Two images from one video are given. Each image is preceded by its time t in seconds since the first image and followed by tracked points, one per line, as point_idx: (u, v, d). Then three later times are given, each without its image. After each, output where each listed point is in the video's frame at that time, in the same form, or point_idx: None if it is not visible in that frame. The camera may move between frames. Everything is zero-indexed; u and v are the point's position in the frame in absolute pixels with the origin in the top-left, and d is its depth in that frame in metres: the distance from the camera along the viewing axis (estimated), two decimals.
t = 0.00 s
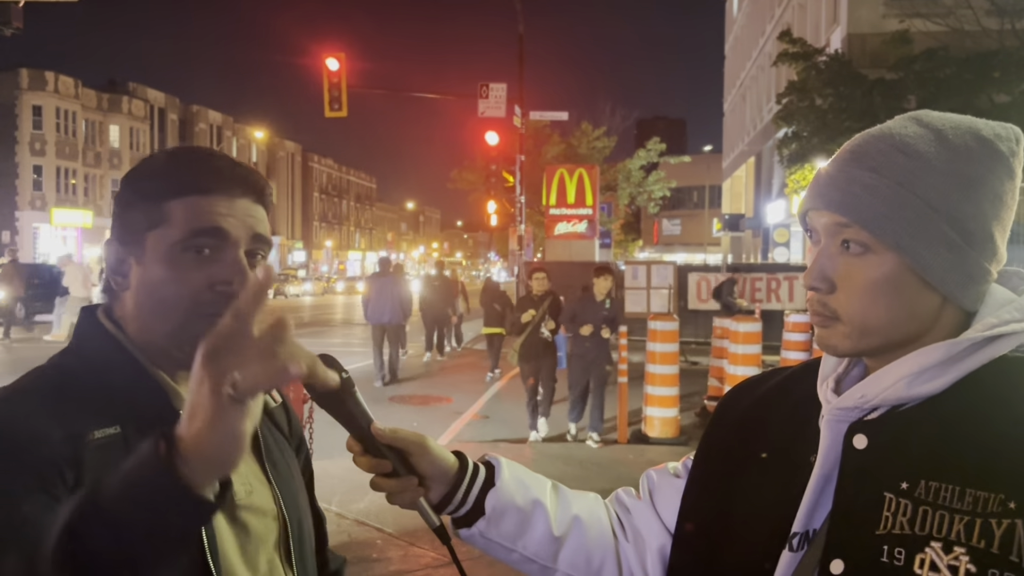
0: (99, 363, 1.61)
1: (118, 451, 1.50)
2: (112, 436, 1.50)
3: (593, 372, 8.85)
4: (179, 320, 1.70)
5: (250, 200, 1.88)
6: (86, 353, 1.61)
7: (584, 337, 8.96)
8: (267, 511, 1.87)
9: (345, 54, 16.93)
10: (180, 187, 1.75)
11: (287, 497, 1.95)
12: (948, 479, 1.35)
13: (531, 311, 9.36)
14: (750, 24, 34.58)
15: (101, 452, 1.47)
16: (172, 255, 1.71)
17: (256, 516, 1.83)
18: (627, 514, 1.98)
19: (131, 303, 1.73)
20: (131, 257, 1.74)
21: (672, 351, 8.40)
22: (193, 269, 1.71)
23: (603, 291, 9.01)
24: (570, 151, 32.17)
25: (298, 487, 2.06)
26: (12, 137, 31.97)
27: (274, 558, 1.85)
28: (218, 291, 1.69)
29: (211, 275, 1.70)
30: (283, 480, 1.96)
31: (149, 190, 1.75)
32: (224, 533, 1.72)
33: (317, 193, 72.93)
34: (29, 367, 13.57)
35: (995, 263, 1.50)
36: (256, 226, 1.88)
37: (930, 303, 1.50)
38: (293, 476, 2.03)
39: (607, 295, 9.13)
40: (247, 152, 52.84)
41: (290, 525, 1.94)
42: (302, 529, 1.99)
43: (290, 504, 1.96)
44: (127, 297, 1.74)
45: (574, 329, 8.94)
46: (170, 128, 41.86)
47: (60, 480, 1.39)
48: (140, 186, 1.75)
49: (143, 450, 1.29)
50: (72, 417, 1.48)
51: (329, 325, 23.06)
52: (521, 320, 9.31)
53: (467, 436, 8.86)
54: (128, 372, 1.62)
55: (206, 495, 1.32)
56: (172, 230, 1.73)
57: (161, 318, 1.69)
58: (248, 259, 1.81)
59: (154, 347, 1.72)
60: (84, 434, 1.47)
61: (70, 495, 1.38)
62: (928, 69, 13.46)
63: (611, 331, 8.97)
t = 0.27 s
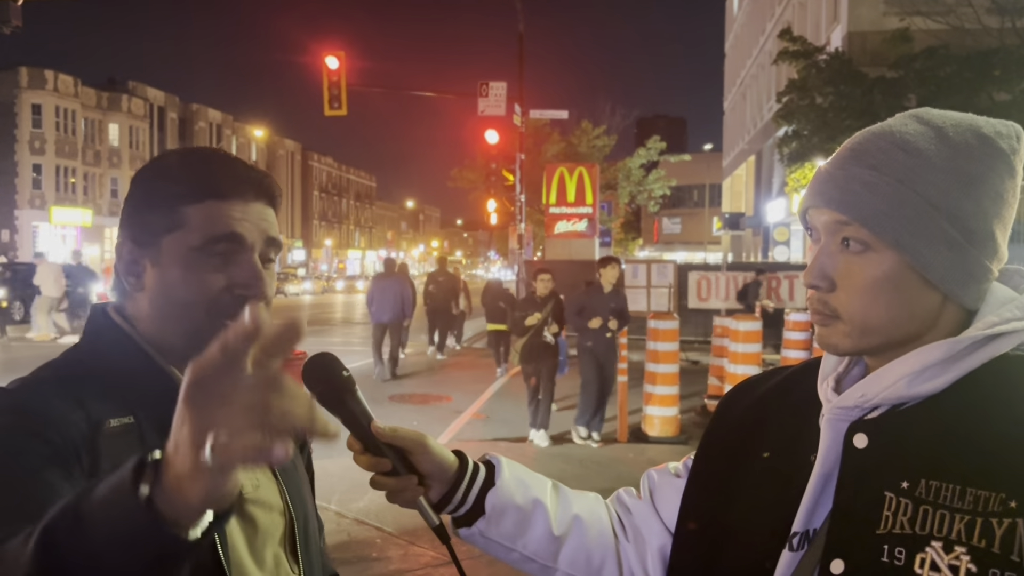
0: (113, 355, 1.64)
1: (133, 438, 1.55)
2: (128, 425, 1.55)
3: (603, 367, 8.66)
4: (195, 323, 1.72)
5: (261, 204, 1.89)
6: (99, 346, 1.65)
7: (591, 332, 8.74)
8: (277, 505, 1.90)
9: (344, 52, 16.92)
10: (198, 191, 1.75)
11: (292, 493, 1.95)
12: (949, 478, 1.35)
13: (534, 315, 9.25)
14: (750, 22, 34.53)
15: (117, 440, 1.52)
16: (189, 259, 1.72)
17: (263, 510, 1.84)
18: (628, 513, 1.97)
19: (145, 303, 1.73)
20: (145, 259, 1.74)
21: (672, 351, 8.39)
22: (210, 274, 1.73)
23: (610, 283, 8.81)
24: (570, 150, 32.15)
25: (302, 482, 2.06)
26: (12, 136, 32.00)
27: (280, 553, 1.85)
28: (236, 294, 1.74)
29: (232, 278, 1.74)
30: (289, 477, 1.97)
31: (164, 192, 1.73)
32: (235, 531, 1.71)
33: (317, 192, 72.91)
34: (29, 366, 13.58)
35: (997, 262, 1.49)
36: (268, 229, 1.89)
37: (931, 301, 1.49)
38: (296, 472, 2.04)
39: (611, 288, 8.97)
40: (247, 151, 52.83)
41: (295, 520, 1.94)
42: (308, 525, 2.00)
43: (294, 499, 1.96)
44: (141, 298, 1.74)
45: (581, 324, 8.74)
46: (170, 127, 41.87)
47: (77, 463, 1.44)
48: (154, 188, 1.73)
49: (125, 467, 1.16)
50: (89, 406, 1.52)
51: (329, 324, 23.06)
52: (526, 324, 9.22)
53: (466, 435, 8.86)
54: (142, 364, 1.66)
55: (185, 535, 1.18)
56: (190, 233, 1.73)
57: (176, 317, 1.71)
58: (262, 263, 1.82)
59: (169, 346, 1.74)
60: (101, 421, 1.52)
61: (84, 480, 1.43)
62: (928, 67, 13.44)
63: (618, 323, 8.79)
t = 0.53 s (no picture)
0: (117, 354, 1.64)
1: (134, 434, 1.55)
2: (128, 423, 1.55)
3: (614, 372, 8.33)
4: (195, 319, 1.72)
5: (258, 198, 1.87)
6: (102, 343, 1.65)
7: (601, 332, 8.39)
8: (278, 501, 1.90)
9: (344, 51, 16.91)
10: (194, 186, 1.74)
11: (294, 489, 1.96)
12: (950, 476, 1.35)
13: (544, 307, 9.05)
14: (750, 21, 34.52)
15: (120, 437, 1.52)
16: (187, 256, 1.72)
17: (264, 506, 1.84)
18: (630, 512, 1.98)
19: (145, 301, 1.73)
20: (143, 256, 1.74)
21: (672, 350, 8.38)
22: (209, 270, 1.73)
23: (617, 283, 8.58)
24: (570, 149, 32.15)
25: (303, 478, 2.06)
26: (12, 134, 32.01)
27: (281, 549, 1.85)
28: (237, 288, 1.73)
29: (232, 273, 1.74)
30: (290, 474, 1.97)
31: (162, 189, 1.73)
32: (238, 529, 1.72)
33: (317, 190, 72.89)
34: (29, 364, 13.59)
35: (997, 258, 1.49)
36: (266, 223, 1.87)
37: (930, 298, 1.49)
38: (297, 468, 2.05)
39: (621, 287, 8.67)
40: (247, 150, 52.84)
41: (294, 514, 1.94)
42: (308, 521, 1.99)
43: (295, 495, 1.96)
44: (140, 295, 1.75)
45: (592, 328, 8.39)
46: (170, 125, 41.86)
47: (79, 460, 1.43)
48: (151, 186, 1.73)
49: (131, 475, 1.15)
50: (89, 403, 1.52)
51: (329, 323, 23.06)
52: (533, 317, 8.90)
53: (466, 433, 8.87)
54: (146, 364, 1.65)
55: (188, 540, 1.15)
56: (187, 229, 1.73)
57: (178, 314, 1.71)
58: (259, 257, 1.81)
59: (169, 343, 1.74)
60: (102, 419, 1.51)
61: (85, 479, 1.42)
62: (929, 66, 13.43)
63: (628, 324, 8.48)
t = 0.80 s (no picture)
0: (109, 357, 1.61)
1: (126, 438, 1.54)
2: (118, 425, 1.54)
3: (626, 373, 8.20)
4: (182, 313, 1.73)
5: (245, 189, 1.87)
6: (95, 345, 1.62)
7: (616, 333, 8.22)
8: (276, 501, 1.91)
9: (344, 50, 16.92)
10: (175, 180, 1.74)
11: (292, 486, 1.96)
12: (948, 475, 1.35)
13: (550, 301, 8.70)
14: (750, 20, 34.53)
15: (110, 439, 1.51)
16: (169, 249, 1.73)
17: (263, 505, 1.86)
18: (630, 512, 1.98)
19: (135, 299, 1.74)
20: (128, 251, 1.76)
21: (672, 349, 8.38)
22: (194, 264, 1.73)
23: (626, 281, 8.41)
24: (570, 148, 32.14)
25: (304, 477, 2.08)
26: (12, 133, 32.00)
27: (279, 547, 1.86)
28: (215, 282, 1.74)
29: (211, 266, 1.74)
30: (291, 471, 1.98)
31: (145, 184, 1.74)
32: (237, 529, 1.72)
33: (317, 189, 72.85)
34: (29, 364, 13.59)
35: (995, 257, 1.50)
36: (251, 215, 1.86)
37: (929, 297, 1.49)
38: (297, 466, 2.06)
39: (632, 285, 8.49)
40: (247, 149, 52.82)
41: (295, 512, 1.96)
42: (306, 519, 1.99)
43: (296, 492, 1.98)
44: (127, 292, 1.77)
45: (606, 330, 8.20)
46: (170, 124, 41.85)
47: (68, 465, 1.41)
48: (135, 181, 1.74)
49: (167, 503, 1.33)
50: (78, 402, 1.50)
51: (328, 322, 23.06)
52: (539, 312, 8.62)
53: (466, 432, 8.88)
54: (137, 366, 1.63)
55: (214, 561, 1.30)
56: (166, 221, 1.73)
57: (166, 310, 1.72)
58: (242, 251, 1.81)
59: (160, 341, 1.75)
60: (92, 420, 1.50)
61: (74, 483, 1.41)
62: (928, 66, 13.43)
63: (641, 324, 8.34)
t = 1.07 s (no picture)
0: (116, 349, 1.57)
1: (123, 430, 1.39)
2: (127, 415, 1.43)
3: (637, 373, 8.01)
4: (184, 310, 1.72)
5: (250, 191, 1.91)
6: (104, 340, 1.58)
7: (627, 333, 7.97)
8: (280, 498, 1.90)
9: (345, 49, 16.92)
10: (179, 179, 1.76)
11: (295, 485, 1.96)
12: (948, 473, 1.36)
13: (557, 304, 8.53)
14: (750, 20, 34.51)
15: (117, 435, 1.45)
16: (171, 246, 1.72)
17: (267, 503, 1.85)
18: (631, 511, 1.98)
19: (134, 293, 1.73)
20: (131, 249, 1.76)
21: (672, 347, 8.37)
22: (193, 260, 1.72)
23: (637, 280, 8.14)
24: (571, 148, 32.13)
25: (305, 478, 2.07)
26: (12, 132, 31.99)
27: (283, 545, 1.86)
28: (218, 280, 1.72)
29: (211, 266, 1.72)
30: (292, 470, 1.98)
31: (147, 183, 1.76)
32: (240, 526, 1.73)
33: (317, 189, 72.80)
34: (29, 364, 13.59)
35: (994, 256, 1.50)
36: (254, 214, 1.90)
37: (928, 295, 1.50)
38: (299, 466, 2.06)
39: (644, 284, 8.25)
40: (247, 148, 52.79)
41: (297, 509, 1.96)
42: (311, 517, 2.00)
43: (298, 489, 1.98)
44: (129, 288, 1.75)
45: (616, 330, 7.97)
46: (170, 123, 41.81)
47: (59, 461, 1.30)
48: (140, 178, 1.76)
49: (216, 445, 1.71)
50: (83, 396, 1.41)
51: (328, 322, 23.05)
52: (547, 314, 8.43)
53: (466, 432, 8.89)
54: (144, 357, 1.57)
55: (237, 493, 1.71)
56: (169, 219, 1.74)
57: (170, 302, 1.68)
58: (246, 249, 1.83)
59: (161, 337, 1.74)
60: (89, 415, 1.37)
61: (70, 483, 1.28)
62: (929, 65, 13.43)
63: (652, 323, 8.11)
